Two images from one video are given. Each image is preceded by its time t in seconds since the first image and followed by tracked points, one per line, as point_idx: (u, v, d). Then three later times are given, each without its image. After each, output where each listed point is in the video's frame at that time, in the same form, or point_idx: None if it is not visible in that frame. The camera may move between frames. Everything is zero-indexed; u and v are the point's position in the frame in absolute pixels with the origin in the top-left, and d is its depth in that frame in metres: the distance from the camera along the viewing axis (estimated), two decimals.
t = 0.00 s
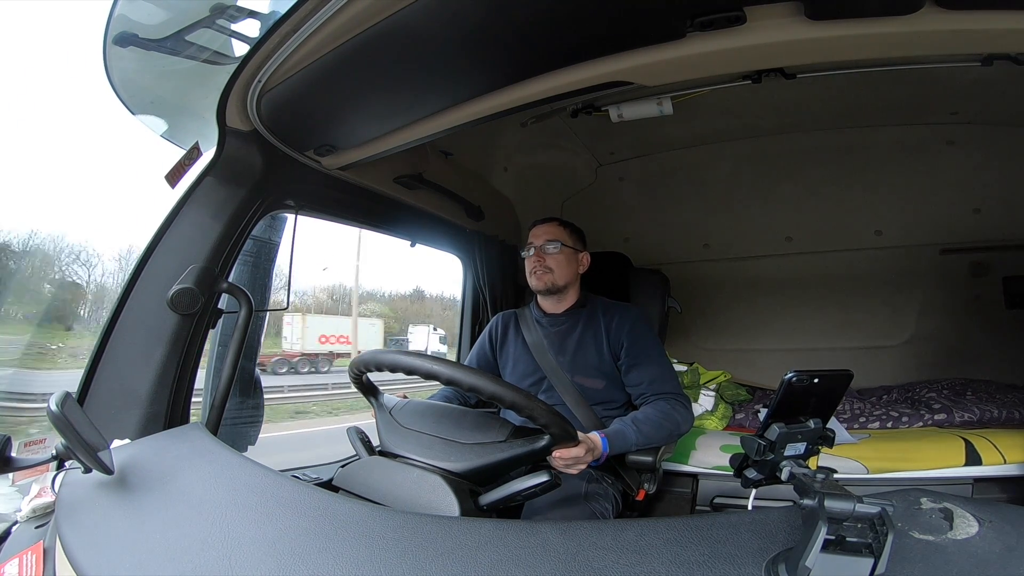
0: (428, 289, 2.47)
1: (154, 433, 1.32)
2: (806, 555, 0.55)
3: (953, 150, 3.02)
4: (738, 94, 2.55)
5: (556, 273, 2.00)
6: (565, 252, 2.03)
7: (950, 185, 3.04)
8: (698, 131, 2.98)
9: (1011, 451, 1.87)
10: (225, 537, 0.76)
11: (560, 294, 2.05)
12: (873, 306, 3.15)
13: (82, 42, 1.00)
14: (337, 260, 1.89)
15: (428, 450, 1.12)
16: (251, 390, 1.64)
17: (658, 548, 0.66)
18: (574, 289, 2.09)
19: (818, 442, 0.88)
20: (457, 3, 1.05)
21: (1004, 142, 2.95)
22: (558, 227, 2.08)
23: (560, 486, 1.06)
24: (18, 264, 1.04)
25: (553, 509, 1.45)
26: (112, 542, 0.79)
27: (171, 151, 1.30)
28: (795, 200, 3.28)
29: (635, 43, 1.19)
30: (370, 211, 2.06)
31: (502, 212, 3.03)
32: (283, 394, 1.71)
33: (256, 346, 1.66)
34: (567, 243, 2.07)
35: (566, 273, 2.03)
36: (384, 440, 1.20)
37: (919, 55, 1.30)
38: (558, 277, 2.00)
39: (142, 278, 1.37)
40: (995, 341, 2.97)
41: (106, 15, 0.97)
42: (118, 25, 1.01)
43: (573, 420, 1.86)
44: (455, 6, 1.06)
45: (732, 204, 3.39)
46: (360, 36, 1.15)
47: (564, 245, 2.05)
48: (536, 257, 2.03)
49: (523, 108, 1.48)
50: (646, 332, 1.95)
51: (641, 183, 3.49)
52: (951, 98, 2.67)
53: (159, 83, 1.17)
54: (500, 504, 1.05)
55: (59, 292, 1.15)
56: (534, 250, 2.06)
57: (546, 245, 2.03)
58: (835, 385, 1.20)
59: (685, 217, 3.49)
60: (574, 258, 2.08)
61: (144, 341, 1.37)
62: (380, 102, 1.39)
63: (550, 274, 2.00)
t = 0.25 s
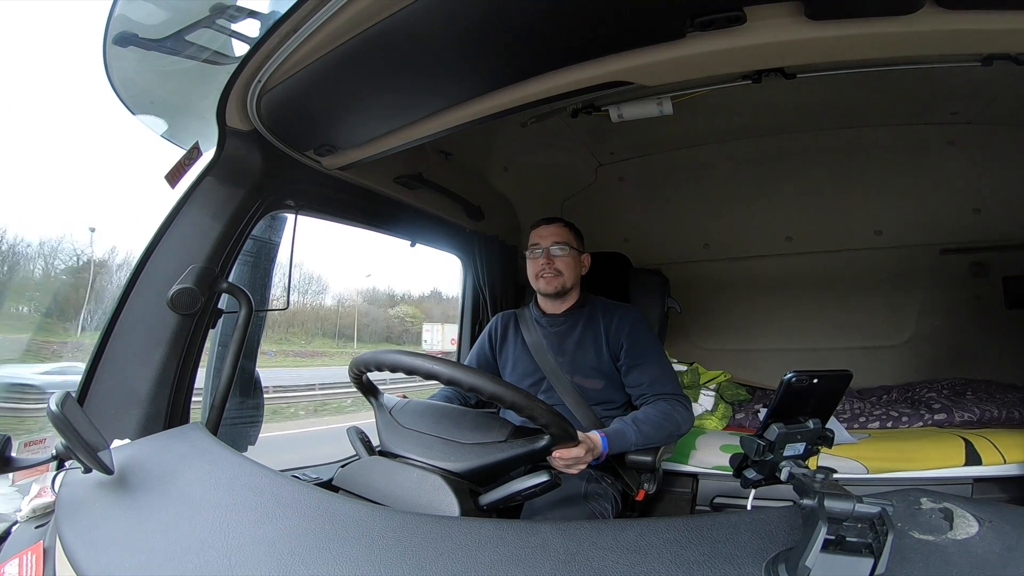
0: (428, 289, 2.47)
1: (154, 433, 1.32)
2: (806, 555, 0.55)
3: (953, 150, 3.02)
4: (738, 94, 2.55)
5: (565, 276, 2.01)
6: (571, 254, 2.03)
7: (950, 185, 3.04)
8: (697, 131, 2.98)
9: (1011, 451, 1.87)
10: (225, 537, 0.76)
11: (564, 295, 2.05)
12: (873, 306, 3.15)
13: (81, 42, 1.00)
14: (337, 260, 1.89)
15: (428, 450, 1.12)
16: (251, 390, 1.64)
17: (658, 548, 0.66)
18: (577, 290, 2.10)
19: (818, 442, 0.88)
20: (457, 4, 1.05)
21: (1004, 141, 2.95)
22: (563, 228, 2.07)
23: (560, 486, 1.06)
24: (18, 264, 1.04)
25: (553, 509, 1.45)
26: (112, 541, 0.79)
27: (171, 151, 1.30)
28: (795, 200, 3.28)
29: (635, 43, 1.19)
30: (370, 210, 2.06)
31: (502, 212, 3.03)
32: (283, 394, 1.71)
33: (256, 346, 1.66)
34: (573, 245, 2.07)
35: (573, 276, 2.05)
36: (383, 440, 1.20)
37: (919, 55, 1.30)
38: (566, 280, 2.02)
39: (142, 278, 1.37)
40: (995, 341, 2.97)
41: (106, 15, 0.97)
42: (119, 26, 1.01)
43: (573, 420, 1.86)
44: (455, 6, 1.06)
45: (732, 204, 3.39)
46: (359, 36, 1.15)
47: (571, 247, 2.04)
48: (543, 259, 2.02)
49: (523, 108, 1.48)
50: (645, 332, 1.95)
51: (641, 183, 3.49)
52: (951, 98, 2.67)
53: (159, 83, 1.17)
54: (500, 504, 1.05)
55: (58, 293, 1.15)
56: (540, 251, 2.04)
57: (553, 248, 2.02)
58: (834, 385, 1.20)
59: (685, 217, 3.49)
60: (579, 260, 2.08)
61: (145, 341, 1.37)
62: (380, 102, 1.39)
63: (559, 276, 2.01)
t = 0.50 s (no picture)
0: (428, 289, 2.47)
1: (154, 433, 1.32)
2: (806, 555, 0.55)
3: (953, 150, 3.02)
4: (738, 94, 2.55)
5: (566, 276, 2.01)
6: (572, 254, 2.03)
7: (950, 185, 3.04)
8: (697, 131, 2.98)
9: (1011, 451, 1.87)
10: (225, 537, 0.76)
11: (565, 295, 2.05)
12: (873, 306, 3.15)
13: (81, 43, 1.00)
14: (337, 260, 1.89)
15: (428, 450, 1.12)
16: (251, 391, 1.64)
17: (658, 548, 0.66)
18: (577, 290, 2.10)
19: (818, 442, 0.88)
20: (457, 4, 1.05)
21: (1004, 141, 2.95)
22: (564, 228, 2.07)
23: (560, 485, 1.06)
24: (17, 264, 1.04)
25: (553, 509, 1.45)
26: (112, 541, 0.79)
27: (171, 151, 1.30)
28: (795, 200, 3.28)
29: (635, 43, 1.19)
30: (370, 210, 2.06)
31: (502, 212, 3.03)
32: (283, 395, 1.71)
33: (256, 346, 1.66)
34: (574, 245, 2.07)
35: (574, 275, 2.04)
36: (384, 440, 1.20)
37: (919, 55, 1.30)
38: (567, 279, 2.02)
39: (142, 278, 1.37)
40: (995, 341, 2.97)
41: (106, 15, 0.97)
42: (119, 26, 1.01)
43: (573, 420, 1.86)
44: (454, 6, 1.06)
45: (732, 204, 3.39)
46: (359, 36, 1.15)
47: (572, 247, 2.04)
48: (544, 259, 2.02)
49: (523, 108, 1.48)
50: (645, 332, 1.95)
51: (641, 183, 3.49)
52: (951, 98, 2.67)
53: (159, 83, 1.17)
54: (500, 504, 1.05)
55: (58, 293, 1.15)
56: (541, 250, 2.04)
57: (554, 247, 2.02)
58: (834, 385, 1.20)
59: (685, 217, 3.49)
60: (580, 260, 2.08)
61: (145, 341, 1.37)
62: (380, 102, 1.39)
63: (560, 276, 2.01)
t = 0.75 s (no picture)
0: (428, 289, 2.47)
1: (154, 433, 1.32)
2: (806, 555, 0.55)
3: (953, 150, 3.02)
4: (738, 94, 2.55)
5: (566, 275, 2.01)
6: (572, 254, 2.03)
7: (950, 185, 3.04)
8: (697, 131, 2.98)
9: (1011, 451, 1.87)
10: (225, 537, 0.76)
11: (564, 295, 2.05)
12: (873, 306, 3.15)
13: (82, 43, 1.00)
14: (337, 260, 1.89)
15: (428, 450, 1.12)
16: (251, 391, 1.64)
17: (658, 548, 0.66)
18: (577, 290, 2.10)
19: (818, 442, 0.88)
20: (457, 3, 1.05)
21: (1005, 141, 2.95)
22: (564, 228, 2.08)
23: (559, 486, 1.06)
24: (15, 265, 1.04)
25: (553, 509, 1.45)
26: (112, 541, 0.79)
27: (171, 151, 1.30)
28: (795, 200, 3.28)
29: (635, 43, 1.19)
30: (370, 210, 2.06)
31: (502, 212, 3.03)
32: (283, 395, 1.71)
33: (256, 346, 1.66)
34: (574, 245, 2.07)
35: (574, 275, 2.05)
36: (384, 440, 1.20)
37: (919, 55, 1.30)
38: (567, 279, 2.02)
39: (142, 278, 1.37)
40: (995, 341, 2.97)
41: (106, 15, 0.97)
42: (119, 26, 1.01)
43: (573, 420, 1.86)
44: (454, 6, 1.06)
45: (732, 204, 3.39)
46: (360, 36, 1.15)
47: (572, 247, 2.04)
48: (544, 258, 2.02)
49: (523, 108, 1.48)
50: (645, 332, 1.95)
51: (641, 183, 3.49)
52: (951, 98, 2.67)
53: (159, 83, 1.17)
54: (500, 504, 1.05)
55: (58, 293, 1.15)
56: (541, 250, 2.04)
57: (555, 247, 2.03)
58: (835, 385, 1.20)
59: (685, 217, 3.49)
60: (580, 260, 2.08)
61: (144, 341, 1.37)
62: (380, 102, 1.39)
63: (560, 275, 2.01)
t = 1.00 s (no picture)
0: (428, 289, 2.47)
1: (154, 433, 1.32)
2: (806, 555, 0.55)
3: (953, 150, 3.02)
4: (738, 94, 2.55)
5: (562, 274, 2.01)
6: (569, 252, 2.03)
7: (950, 185, 3.04)
8: (697, 131, 2.98)
9: (1011, 451, 1.87)
10: (226, 537, 0.76)
11: (563, 294, 2.05)
12: (873, 306, 3.15)
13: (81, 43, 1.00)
14: (337, 260, 1.89)
15: (428, 450, 1.12)
16: (251, 391, 1.64)
17: (658, 549, 0.66)
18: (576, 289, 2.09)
19: (818, 442, 0.88)
20: (457, 4, 1.05)
21: (1004, 141, 2.95)
22: (562, 226, 2.07)
23: (559, 486, 1.06)
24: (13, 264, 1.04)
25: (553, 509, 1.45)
26: (112, 541, 0.79)
27: (171, 151, 1.30)
28: (795, 200, 3.28)
29: (634, 43, 1.19)
30: (370, 210, 2.06)
31: (502, 212, 3.03)
32: (283, 394, 1.71)
33: (256, 345, 1.66)
34: (571, 243, 2.06)
35: (571, 274, 2.04)
36: (384, 440, 1.20)
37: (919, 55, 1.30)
38: (564, 278, 2.01)
39: (142, 278, 1.37)
40: (995, 341, 2.97)
41: (106, 14, 0.97)
42: (119, 26, 1.01)
43: (574, 420, 1.86)
44: (454, 6, 1.06)
45: (732, 204, 3.39)
46: (359, 36, 1.15)
47: (569, 245, 2.04)
48: (541, 257, 2.02)
49: (523, 108, 1.48)
50: (646, 333, 1.95)
51: (641, 183, 3.49)
52: (951, 98, 2.67)
53: (159, 83, 1.17)
54: (500, 504, 1.05)
55: (58, 293, 1.15)
56: (539, 249, 2.04)
57: (551, 245, 2.03)
58: (835, 385, 1.20)
59: (685, 217, 3.49)
60: (578, 258, 2.08)
61: (144, 341, 1.37)
62: (380, 102, 1.39)
63: (556, 274, 2.01)
